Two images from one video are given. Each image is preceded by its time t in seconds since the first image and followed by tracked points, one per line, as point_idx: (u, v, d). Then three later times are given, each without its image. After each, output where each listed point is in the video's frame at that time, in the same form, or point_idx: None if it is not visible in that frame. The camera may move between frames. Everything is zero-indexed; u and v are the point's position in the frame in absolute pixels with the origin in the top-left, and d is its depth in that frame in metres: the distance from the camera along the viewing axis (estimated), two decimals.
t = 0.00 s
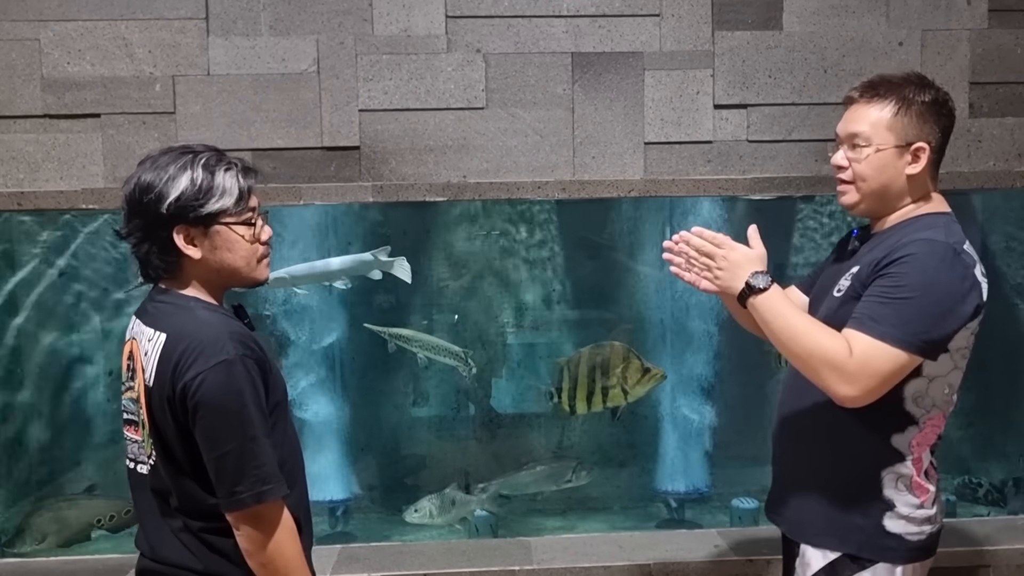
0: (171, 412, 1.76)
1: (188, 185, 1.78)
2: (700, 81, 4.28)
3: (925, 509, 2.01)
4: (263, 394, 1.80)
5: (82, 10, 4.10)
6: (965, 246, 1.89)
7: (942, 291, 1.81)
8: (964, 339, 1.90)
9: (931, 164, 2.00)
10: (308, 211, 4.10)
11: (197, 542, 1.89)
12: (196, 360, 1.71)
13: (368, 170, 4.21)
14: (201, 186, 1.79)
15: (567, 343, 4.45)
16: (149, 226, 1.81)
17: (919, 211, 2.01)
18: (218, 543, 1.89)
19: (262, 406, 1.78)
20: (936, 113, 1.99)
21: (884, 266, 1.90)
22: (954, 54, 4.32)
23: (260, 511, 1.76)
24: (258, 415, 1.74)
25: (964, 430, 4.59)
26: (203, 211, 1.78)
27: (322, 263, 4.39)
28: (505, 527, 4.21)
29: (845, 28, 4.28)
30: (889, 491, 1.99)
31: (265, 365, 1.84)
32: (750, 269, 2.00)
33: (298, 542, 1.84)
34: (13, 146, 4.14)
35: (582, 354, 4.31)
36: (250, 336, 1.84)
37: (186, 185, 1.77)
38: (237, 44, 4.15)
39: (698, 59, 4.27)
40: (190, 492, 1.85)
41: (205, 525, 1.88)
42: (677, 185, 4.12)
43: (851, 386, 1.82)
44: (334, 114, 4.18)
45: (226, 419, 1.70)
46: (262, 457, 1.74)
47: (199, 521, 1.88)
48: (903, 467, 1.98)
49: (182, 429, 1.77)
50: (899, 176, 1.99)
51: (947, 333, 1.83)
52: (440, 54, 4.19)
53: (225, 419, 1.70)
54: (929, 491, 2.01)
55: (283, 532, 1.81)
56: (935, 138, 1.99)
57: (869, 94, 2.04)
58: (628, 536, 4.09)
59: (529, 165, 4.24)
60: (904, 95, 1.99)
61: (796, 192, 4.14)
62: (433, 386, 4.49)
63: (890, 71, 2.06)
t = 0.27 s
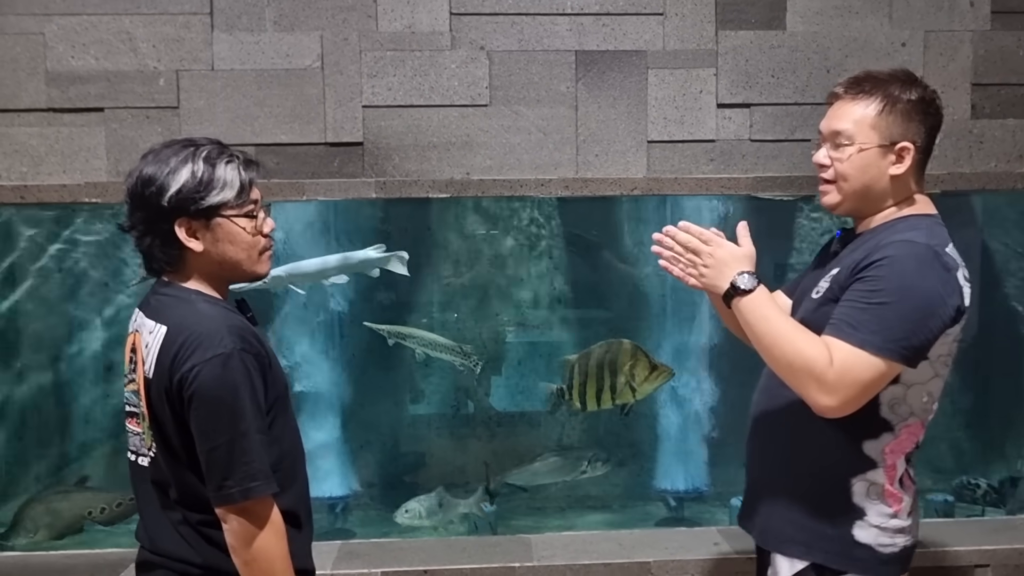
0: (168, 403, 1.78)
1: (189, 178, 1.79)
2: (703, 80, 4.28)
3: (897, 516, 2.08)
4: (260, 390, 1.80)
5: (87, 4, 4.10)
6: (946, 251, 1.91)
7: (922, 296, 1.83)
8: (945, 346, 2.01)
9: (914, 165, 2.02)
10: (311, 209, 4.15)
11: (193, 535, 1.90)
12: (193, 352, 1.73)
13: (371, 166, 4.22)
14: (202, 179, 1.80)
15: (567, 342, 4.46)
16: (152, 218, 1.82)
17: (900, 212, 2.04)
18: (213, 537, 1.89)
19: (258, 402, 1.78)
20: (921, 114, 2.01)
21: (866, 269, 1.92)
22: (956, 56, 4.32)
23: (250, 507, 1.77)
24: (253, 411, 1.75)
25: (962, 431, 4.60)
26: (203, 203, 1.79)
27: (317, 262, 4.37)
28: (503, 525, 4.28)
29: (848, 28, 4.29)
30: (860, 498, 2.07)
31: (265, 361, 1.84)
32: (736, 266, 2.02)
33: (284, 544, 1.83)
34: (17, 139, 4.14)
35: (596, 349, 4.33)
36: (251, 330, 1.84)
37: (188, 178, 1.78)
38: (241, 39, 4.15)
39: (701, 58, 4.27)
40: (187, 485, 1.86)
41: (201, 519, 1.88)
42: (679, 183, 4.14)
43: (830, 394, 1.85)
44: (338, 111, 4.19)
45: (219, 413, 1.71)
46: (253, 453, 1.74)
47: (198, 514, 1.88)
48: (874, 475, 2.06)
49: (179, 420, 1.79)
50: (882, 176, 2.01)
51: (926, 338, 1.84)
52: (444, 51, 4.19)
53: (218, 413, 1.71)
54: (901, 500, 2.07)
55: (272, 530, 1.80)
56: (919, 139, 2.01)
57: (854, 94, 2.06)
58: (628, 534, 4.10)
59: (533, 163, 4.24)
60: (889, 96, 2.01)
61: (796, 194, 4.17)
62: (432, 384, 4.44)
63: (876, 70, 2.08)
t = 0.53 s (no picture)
0: (169, 403, 1.77)
1: (186, 176, 1.79)
2: (704, 82, 4.29)
3: (887, 531, 1.92)
4: (260, 388, 1.80)
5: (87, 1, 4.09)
6: (940, 253, 1.78)
7: (916, 299, 1.69)
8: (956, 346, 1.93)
9: (909, 167, 1.93)
10: (313, 208, 4.15)
11: (194, 535, 1.89)
12: (193, 351, 1.72)
13: (372, 166, 4.22)
14: (199, 176, 1.80)
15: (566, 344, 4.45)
16: (149, 217, 1.82)
17: (894, 216, 1.95)
18: (215, 537, 1.88)
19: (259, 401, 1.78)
20: (915, 114, 1.92)
21: (855, 274, 1.78)
22: (956, 59, 4.34)
23: (254, 506, 1.76)
24: (253, 409, 1.74)
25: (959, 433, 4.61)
26: (201, 200, 1.79)
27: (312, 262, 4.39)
28: (503, 525, 4.33)
29: (849, 31, 4.30)
30: (848, 512, 1.90)
31: (264, 359, 1.84)
32: (720, 278, 1.87)
33: (291, 539, 1.84)
34: (17, 137, 4.13)
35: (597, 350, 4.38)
36: (252, 329, 1.85)
37: (185, 175, 1.78)
38: (243, 38, 4.15)
39: (703, 59, 4.28)
40: (188, 485, 1.86)
41: (203, 519, 1.88)
42: (680, 185, 4.11)
43: (825, 404, 1.70)
44: (340, 110, 4.19)
45: (221, 411, 1.70)
46: (255, 451, 1.74)
47: (198, 513, 1.88)
48: (864, 488, 1.89)
49: (180, 419, 1.78)
50: (875, 180, 1.92)
51: (922, 345, 1.71)
52: (446, 51, 4.19)
53: (219, 411, 1.70)
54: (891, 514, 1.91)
55: (276, 529, 1.80)
56: (914, 141, 1.92)
57: (845, 93, 1.98)
58: (626, 535, 4.11)
59: (534, 163, 4.25)
60: (882, 95, 1.92)
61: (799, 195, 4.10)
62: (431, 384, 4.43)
63: (867, 68, 1.99)
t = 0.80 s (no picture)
0: (175, 406, 1.79)
1: (191, 181, 1.81)
2: (709, 89, 4.30)
3: (892, 547, 1.92)
4: (266, 391, 1.81)
5: (95, 5, 4.11)
6: (945, 267, 1.80)
7: (926, 314, 1.70)
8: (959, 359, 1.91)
9: (908, 177, 1.92)
10: (317, 213, 4.20)
11: (198, 539, 1.90)
12: (199, 355, 1.73)
13: (377, 170, 4.23)
14: (204, 181, 1.82)
15: (566, 348, 4.46)
16: (155, 222, 1.83)
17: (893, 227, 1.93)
18: (219, 540, 1.89)
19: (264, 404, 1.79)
20: (913, 124, 1.91)
21: (863, 288, 1.79)
22: (960, 68, 4.35)
23: (259, 509, 1.77)
24: (259, 412, 1.76)
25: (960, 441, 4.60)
26: (206, 205, 1.80)
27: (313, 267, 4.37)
28: (502, 529, 4.39)
29: (853, 40, 4.31)
30: (855, 530, 1.89)
31: (270, 363, 1.85)
32: (727, 293, 1.87)
33: (297, 541, 1.84)
34: (24, 140, 4.15)
35: (602, 354, 4.42)
36: (259, 333, 1.87)
37: (190, 180, 1.80)
38: (249, 42, 4.16)
39: (707, 67, 4.29)
40: (193, 489, 1.87)
41: (208, 522, 1.89)
42: (683, 191, 4.21)
43: (838, 423, 1.71)
44: (345, 115, 4.20)
45: (227, 414, 1.71)
46: (260, 453, 1.75)
47: (203, 516, 1.89)
48: (870, 505, 1.88)
49: (186, 422, 1.79)
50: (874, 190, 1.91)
51: (933, 360, 1.71)
52: (451, 57, 4.21)
53: (226, 414, 1.71)
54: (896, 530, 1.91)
55: (282, 532, 1.81)
56: (913, 151, 1.91)
57: (843, 103, 1.97)
58: (627, 540, 4.10)
59: (538, 169, 4.26)
60: (880, 105, 1.91)
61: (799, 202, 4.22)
62: (430, 387, 4.44)
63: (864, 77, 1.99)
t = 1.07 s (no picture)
0: (191, 423, 1.72)
1: (208, 190, 1.74)
2: (733, 97, 4.23)
3: None
4: (285, 408, 1.74)
5: (111, 8, 4.06)
6: (989, 288, 1.71)
7: (976, 344, 1.63)
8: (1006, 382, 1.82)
9: (940, 192, 1.80)
10: (332, 222, 4.16)
11: (213, 561, 1.83)
12: (217, 370, 1.67)
13: (395, 177, 4.18)
14: (222, 191, 1.75)
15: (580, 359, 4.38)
16: (171, 232, 1.77)
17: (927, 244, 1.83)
18: (236, 562, 1.83)
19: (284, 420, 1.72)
20: (945, 134, 1.79)
21: (904, 315, 1.71)
22: (991, 78, 4.27)
23: (278, 531, 1.71)
24: (280, 430, 1.69)
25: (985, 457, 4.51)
26: (224, 215, 1.74)
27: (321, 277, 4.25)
28: (515, 541, 4.38)
29: (882, 48, 4.24)
30: (898, 563, 1.82)
31: (289, 378, 1.78)
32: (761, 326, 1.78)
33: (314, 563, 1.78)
34: (36, 144, 4.09)
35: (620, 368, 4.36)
36: (276, 348, 1.79)
37: (207, 190, 1.74)
38: (266, 46, 4.11)
39: (732, 74, 4.22)
40: (209, 508, 1.80)
41: (224, 543, 1.82)
42: (708, 202, 4.19)
43: (890, 463, 1.64)
44: (363, 121, 4.14)
45: (246, 433, 1.65)
46: (280, 472, 1.68)
47: (219, 538, 1.82)
48: (915, 537, 1.81)
49: (203, 440, 1.73)
50: (905, 206, 1.80)
51: (983, 390, 1.64)
52: (472, 63, 4.15)
53: (244, 433, 1.65)
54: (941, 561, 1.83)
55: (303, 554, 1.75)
56: (946, 163, 1.79)
57: (869, 112, 1.85)
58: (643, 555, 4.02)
59: (559, 177, 4.21)
60: (909, 115, 1.80)
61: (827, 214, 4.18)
62: (442, 396, 4.34)
63: (891, 84, 1.87)
